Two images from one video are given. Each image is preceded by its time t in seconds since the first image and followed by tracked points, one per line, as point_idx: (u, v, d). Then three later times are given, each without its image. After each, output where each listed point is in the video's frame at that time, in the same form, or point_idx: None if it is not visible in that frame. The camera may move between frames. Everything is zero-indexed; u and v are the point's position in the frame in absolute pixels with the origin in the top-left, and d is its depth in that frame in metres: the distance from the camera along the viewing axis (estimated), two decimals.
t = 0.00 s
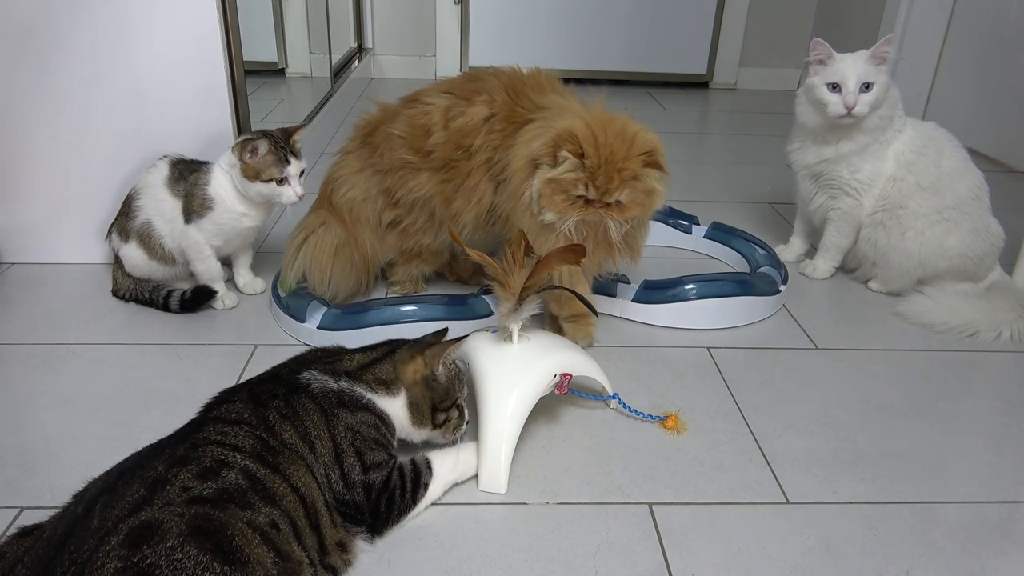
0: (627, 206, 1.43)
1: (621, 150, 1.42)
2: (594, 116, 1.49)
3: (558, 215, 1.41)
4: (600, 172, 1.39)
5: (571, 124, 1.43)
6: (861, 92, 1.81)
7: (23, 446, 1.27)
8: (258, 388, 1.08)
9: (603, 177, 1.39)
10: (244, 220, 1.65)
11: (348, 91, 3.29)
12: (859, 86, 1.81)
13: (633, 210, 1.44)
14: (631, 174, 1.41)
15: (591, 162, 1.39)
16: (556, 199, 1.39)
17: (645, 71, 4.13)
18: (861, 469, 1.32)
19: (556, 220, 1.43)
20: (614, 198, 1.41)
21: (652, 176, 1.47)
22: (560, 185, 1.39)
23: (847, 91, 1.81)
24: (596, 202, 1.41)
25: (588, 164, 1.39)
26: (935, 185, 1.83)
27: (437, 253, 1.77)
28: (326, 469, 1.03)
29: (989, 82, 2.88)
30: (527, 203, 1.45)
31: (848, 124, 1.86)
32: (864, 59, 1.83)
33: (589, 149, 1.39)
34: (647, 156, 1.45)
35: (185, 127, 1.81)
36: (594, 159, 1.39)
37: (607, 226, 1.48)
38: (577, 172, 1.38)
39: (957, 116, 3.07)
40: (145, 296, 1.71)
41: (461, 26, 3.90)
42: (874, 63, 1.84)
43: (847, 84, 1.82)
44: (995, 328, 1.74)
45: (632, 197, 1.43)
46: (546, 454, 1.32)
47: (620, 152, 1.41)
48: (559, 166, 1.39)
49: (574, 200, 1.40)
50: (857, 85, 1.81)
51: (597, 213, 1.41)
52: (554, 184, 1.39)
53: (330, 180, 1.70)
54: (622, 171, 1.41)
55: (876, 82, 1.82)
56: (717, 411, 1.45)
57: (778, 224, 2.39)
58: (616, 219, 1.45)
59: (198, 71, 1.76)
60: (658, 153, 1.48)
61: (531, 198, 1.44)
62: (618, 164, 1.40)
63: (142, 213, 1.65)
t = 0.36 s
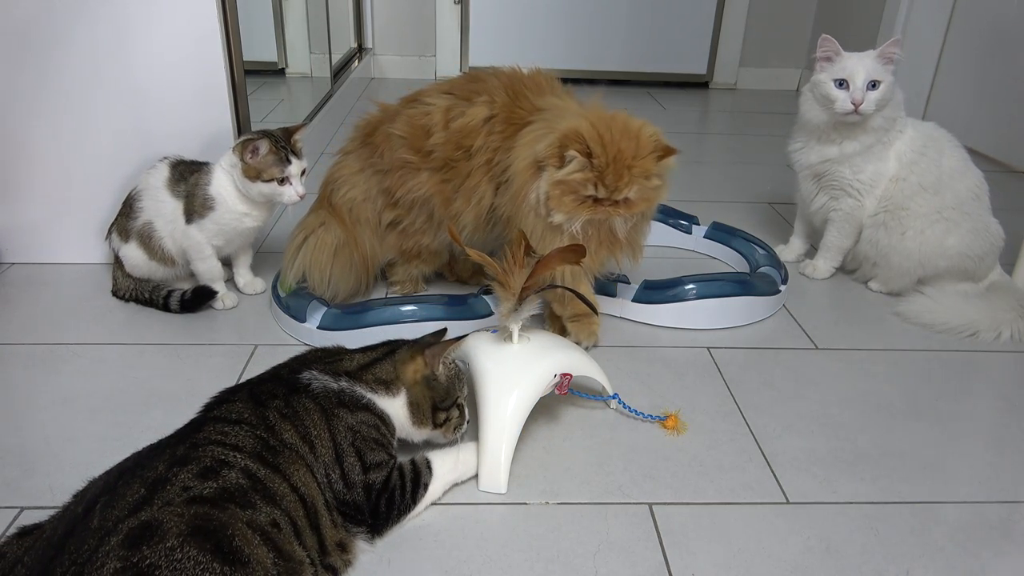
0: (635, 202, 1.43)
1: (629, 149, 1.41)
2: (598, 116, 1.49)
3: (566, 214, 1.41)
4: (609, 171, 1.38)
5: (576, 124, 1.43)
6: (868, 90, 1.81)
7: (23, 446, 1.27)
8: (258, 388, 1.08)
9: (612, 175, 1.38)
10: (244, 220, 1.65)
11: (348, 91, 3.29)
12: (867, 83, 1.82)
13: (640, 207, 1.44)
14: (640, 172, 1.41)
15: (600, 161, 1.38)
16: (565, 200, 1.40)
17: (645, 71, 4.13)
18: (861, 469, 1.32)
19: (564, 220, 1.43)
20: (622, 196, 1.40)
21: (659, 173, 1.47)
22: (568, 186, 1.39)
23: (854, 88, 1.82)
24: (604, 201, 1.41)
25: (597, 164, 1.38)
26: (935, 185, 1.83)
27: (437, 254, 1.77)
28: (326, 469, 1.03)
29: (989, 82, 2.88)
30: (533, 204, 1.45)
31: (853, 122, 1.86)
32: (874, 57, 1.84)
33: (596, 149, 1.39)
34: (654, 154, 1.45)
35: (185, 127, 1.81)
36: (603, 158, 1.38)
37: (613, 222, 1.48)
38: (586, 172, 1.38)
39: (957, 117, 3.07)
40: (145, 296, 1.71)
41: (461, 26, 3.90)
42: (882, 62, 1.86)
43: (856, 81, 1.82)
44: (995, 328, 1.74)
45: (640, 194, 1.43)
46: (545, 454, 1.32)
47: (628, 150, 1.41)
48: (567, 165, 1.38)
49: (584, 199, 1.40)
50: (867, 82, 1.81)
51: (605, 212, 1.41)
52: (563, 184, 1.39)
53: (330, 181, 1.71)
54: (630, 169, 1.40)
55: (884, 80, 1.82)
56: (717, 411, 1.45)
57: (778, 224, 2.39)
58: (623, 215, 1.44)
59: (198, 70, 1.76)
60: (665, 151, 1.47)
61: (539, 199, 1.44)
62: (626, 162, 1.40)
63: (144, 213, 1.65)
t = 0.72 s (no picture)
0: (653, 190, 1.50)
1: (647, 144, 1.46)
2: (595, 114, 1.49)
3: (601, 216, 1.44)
4: (645, 170, 1.43)
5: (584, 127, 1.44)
6: (868, 92, 1.82)
7: (23, 446, 1.27)
8: (258, 388, 1.08)
9: (646, 174, 1.43)
10: (244, 220, 1.65)
11: (348, 91, 3.29)
12: (867, 85, 1.82)
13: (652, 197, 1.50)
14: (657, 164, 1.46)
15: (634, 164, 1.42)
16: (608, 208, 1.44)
17: (645, 71, 4.13)
18: (861, 469, 1.32)
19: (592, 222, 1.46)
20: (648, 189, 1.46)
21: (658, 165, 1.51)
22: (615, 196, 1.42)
23: (854, 89, 1.82)
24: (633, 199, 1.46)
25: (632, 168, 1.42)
26: (935, 186, 1.83)
27: (436, 254, 1.77)
28: (326, 469, 1.03)
29: (989, 81, 2.88)
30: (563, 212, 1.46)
31: (852, 124, 1.87)
32: (876, 59, 1.84)
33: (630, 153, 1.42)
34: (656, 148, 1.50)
35: (185, 127, 1.81)
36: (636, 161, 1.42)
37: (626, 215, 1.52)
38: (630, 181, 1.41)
39: (957, 116, 3.07)
40: (145, 297, 1.71)
41: (461, 25, 3.90)
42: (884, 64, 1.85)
43: (857, 83, 1.82)
44: (995, 328, 1.74)
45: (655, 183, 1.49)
46: (545, 454, 1.32)
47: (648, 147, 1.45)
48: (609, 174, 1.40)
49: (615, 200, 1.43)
50: (867, 84, 1.81)
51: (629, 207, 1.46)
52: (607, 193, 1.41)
53: (329, 181, 1.71)
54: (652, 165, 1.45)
55: (884, 82, 1.82)
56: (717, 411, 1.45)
57: (778, 224, 2.39)
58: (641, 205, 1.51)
59: (198, 69, 1.76)
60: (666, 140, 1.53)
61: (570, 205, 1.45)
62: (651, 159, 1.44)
63: (144, 213, 1.65)
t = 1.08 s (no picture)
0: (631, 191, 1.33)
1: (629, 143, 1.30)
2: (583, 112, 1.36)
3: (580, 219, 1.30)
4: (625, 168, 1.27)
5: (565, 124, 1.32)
6: (868, 91, 1.82)
7: (23, 446, 1.27)
8: (246, 392, 1.08)
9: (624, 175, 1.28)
10: (244, 220, 1.65)
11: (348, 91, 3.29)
12: (867, 85, 1.82)
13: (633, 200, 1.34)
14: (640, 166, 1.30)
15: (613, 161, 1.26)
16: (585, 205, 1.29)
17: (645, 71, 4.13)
18: (862, 469, 1.32)
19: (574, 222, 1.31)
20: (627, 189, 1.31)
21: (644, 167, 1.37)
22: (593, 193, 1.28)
23: (854, 88, 1.82)
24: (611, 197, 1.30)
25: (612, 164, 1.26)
26: (936, 186, 1.83)
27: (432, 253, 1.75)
28: (311, 475, 1.03)
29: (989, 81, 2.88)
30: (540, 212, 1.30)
31: (851, 123, 1.87)
32: (876, 59, 1.83)
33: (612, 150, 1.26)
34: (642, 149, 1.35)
35: (184, 127, 1.81)
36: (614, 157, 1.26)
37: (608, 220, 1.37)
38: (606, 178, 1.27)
39: (957, 116, 3.07)
40: (145, 297, 1.71)
41: (461, 25, 3.89)
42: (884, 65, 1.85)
43: (857, 83, 1.81)
44: (995, 328, 1.74)
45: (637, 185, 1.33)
46: (545, 454, 1.32)
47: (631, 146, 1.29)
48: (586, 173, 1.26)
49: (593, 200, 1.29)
50: (868, 84, 1.81)
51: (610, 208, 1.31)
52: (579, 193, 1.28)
53: (329, 182, 1.71)
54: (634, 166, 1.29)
55: (884, 82, 1.82)
56: (717, 411, 1.45)
57: (778, 224, 2.39)
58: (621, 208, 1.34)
59: (197, 70, 1.76)
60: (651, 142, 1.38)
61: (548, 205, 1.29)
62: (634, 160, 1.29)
63: (144, 213, 1.65)
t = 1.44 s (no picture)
0: (581, 194, 1.28)
1: (578, 137, 1.29)
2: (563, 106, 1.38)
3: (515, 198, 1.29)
4: (555, 159, 1.26)
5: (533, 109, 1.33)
6: (868, 91, 1.82)
7: (23, 446, 1.27)
8: (226, 405, 1.04)
9: (557, 164, 1.26)
10: (244, 220, 1.65)
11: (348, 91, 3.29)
12: (867, 84, 1.81)
13: (586, 202, 1.30)
14: (587, 164, 1.28)
15: (546, 149, 1.27)
16: (513, 181, 1.28)
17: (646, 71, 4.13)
18: (862, 469, 1.32)
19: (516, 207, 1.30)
20: (569, 185, 1.27)
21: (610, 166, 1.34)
22: (518, 167, 1.28)
23: (854, 88, 1.82)
24: (550, 189, 1.27)
25: (542, 150, 1.27)
26: (936, 186, 1.83)
27: (429, 250, 1.75)
28: (299, 494, 1.01)
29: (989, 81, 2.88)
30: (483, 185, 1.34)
31: (851, 123, 1.87)
32: (876, 59, 1.84)
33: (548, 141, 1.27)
34: (604, 147, 1.33)
35: (183, 127, 1.81)
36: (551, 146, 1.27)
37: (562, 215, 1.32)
38: (533, 158, 1.27)
39: (957, 116, 3.07)
40: (145, 296, 1.71)
41: (461, 25, 3.89)
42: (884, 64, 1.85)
43: (857, 82, 1.82)
44: (995, 328, 1.74)
45: (586, 185, 1.29)
46: (545, 454, 1.32)
47: (576, 140, 1.29)
48: (516, 150, 1.29)
49: (530, 184, 1.27)
50: (868, 84, 1.81)
51: (552, 200, 1.27)
52: (510, 168, 1.28)
53: (326, 183, 1.72)
54: (578, 159, 1.28)
55: (883, 82, 1.82)
56: (717, 411, 1.45)
57: (778, 224, 2.39)
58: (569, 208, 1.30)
59: (197, 70, 1.76)
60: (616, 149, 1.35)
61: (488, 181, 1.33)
62: (573, 152, 1.27)
63: (144, 212, 1.66)
